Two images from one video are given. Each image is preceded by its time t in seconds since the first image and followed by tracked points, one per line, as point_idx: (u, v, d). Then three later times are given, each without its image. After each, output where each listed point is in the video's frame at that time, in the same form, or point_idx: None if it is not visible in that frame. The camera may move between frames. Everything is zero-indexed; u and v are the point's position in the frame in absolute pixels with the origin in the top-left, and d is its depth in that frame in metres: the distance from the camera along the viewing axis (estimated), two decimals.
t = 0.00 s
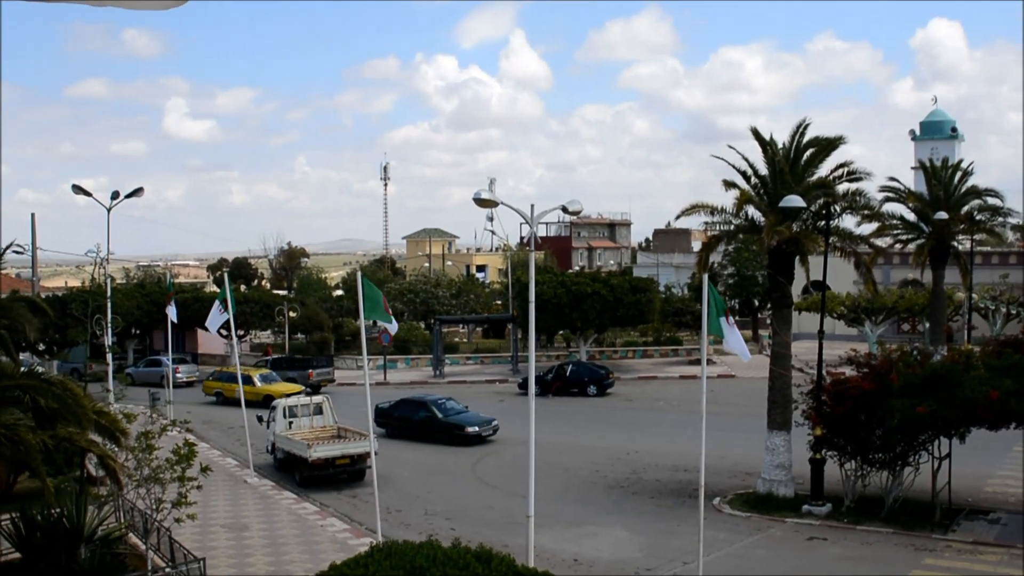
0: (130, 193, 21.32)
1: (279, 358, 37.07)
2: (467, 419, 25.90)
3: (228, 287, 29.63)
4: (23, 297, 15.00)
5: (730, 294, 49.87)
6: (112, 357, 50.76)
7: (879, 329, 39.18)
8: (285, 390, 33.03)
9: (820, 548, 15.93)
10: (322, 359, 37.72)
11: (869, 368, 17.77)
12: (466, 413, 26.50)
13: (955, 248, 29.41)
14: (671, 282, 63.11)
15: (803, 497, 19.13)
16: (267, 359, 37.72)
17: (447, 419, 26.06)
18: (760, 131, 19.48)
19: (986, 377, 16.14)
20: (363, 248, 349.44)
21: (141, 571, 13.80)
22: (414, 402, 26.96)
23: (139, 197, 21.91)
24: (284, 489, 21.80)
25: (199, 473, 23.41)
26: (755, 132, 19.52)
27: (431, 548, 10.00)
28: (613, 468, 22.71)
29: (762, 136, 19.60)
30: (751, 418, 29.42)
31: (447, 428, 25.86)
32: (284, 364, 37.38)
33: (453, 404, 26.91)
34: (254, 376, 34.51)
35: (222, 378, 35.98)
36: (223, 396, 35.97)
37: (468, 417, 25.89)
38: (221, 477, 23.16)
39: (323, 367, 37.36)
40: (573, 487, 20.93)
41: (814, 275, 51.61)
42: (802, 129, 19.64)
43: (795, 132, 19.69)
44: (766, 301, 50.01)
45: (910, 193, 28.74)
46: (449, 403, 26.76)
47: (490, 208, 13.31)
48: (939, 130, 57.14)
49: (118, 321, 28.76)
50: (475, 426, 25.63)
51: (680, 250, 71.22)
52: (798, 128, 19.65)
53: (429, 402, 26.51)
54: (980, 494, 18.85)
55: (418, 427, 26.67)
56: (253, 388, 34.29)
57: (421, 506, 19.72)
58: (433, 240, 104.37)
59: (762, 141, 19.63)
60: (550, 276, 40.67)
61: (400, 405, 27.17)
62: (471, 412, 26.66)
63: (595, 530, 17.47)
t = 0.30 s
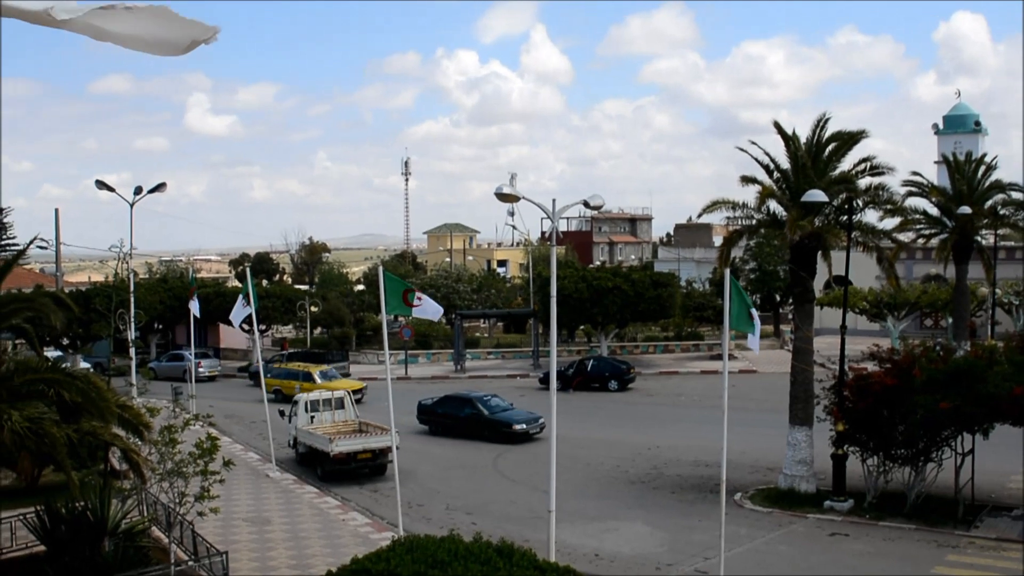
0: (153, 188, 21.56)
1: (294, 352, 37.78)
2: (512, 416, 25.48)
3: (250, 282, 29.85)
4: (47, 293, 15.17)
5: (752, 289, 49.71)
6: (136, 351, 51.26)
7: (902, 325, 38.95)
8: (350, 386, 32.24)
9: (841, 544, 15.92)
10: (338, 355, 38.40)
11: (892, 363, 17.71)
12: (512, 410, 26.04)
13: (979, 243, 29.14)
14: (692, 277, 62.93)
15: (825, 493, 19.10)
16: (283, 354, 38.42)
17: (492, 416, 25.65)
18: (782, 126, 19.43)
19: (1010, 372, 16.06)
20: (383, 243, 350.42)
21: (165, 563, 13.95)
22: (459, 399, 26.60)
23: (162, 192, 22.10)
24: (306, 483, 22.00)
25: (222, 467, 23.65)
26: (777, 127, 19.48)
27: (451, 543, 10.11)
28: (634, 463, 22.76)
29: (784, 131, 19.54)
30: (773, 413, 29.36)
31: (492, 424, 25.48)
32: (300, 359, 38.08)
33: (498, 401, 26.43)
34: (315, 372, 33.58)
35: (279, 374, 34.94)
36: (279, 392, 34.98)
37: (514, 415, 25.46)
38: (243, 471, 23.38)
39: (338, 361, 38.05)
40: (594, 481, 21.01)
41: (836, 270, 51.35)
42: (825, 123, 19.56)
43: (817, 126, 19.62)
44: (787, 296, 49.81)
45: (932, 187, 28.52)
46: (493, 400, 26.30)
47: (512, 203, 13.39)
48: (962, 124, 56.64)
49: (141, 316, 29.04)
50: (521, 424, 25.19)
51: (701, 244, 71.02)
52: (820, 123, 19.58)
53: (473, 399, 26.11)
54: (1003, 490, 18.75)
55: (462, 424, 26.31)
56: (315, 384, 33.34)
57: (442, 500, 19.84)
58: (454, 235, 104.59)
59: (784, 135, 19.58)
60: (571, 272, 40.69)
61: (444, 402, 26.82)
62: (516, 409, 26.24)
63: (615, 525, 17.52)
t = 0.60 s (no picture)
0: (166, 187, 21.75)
1: (307, 350, 37.90)
2: (548, 415, 25.28)
3: (264, 280, 30.01)
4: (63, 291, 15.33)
5: (765, 286, 49.67)
6: (151, 349, 51.61)
7: (916, 321, 38.86)
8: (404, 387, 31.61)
9: (856, 541, 15.94)
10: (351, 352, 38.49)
11: (907, 360, 17.69)
12: (545, 409, 25.86)
13: (995, 238, 29.03)
14: (706, 274, 62.88)
15: (839, 490, 19.12)
16: (297, 351, 38.55)
17: (527, 415, 25.43)
18: (796, 122, 19.42)
19: None
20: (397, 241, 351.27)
21: (179, 560, 14.07)
22: (491, 397, 26.35)
23: (175, 190, 22.26)
24: (320, 481, 22.14)
25: (237, 464, 23.83)
26: (792, 123, 19.48)
27: (465, 539, 10.21)
28: (648, 460, 22.81)
29: (798, 127, 19.54)
30: (787, 410, 29.36)
31: (528, 424, 25.28)
32: (313, 356, 38.21)
33: (531, 400, 26.26)
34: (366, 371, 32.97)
35: (328, 374, 34.32)
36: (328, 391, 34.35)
37: (549, 414, 25.27)
38: (258, 468, 23.56)
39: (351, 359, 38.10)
40: (607, 478, 21.07)
41: (850, 267, 51.24)
42: (839, 119, 19.54)
43: (832, 122, 19.60)
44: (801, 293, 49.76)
45: (947, 183, 28.41)
46: (527, 399, 26.11)
47: (527, 199, 13.45)
48: (977, 120, 56.37)
49: (155, 314, 29.29)
50: (557, 422, 25.01)
51: (715, 241, 70.94)
52: (834, 119, 19.56)
53: (506, 399, 25.91)
54: (1018, 487, 18.72)
55: (495, 423, 26.09)
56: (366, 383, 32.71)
57: (456, 497, 19.94)
58: (467, 233, 104.81)
59: (798, 132, 19.58)
60: (584, 269, 40.72)
61: (477, 401, 26.56)
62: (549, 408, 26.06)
63: (629, 522, 17.59)
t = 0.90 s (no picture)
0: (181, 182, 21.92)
1: (322, 344, 38.04)
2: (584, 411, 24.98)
3: (278, 275, 30.15)
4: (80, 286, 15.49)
5: (779, 279, 49.55)
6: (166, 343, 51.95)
7: (931, 314, 38.71)
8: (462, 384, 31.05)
9: (871, 535, 15.93)
10: (365, 347, 38.58)
11: (922, 353, 17.64)
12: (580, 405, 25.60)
13: (1011, 231, 28.92)
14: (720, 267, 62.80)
15: (854, 483, 19.09)
16: (311, 346, 38.70)
17: (562, 411, 25.16)
18: (811, 114, 19.37)
19: None
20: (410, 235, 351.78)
21: (195, 553, 14.26)
22: (525, 392, 26.08)
23: (190, 186, 22.40)
24: (336, 475, 22.28)
25: (252, 458, 23.99)
26: (807, 115, 19.43)
27: (480, 533, 10.29)
28: (662, 454, 22.83)
29: (813, 119, 19.48)
30: (802, 404, 29.33)
31: (564, 420, 24.99)
32: (328, 351, 38.33)
33: (566, 397, 26.00)
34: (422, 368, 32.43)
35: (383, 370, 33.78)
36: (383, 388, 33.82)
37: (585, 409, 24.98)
38: (273, 462, 23.72)
39: (366, 353, 38.19)
40: (622, 472, 21.12)
41: (865, 259, 51.04)
42: (854, 111, 19.49)
43: (847, 114, 19.54)
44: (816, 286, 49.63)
45: (962, 176, 28.33)
46: (562, 396, 25.85)
47: (539, 193, 13.48)
48: (992, 112, 56.01)
49: (170, 309, 29.46)
50: (594, 418, 24.70)
51: (729, 234, 70.79)
52: (850, 112, 19.50)
53: (541, 393, 25.66)
54: None
55: (528, 418, 25.79)
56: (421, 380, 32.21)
57: (470, 491, 20.03)
58: (481, 227, 104.90)
59: (813, 124, 19.53)
60: (598, 263, 40.72)
61: (511, 396, 26.25)
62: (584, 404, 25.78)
63: (644, 515, 17.63)
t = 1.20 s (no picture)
0: (192, 175, 22.00)
1: (332, 337, 38.11)
2: (610, 405, 24.73)
3: (288, 268, 30.22)
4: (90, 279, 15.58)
5: (789, 273, 49.45)
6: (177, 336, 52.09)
7: (941, 308, 38.61)
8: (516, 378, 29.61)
9: (881, 529, 15.92)
10: (375, 340, 38.63)
11: (932, 347, 17.60)
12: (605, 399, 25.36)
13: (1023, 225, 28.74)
14: (729, 261, 62.68)
15: (864, 477, 19.07)
16: (321, 339, 38.77)
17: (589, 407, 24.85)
18: (822, 108, 19.32)
19: None
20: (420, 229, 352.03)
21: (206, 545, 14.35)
22: (550, 386, 25.73)
23: (200, 179, 22.47)
24: (346, 467, 22.36)
25: (262, 451, 24.08)
26: (817, 109, 19.38)
27: (490, 525, 10.34)
28: (672, 447, 22.83)
29: (824, 113, 19.43)
30: (812, 397, 29.28)
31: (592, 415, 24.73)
32: (338, 344, 38.40)
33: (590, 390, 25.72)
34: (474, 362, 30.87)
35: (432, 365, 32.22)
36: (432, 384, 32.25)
37: (611, 404, 24.74)
38: (283, 455, 23.81)
39: (376, 346, 38.23)
40: (632, 465, 21.13)
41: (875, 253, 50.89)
42: (865, 105, 19.43)
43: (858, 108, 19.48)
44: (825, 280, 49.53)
45: (973, 169, 28.12)
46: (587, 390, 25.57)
47: (549, 186, 13.48)
48: (1003, 106, 55.72)
49: (181, 302, 29.52)
50: (620, 413, 24.52)
51: (739, 228, 70.65)
52: (861, 105, 19.44)
53: (566, 388, 25.37)
54: None
55: (544, 412, 25.70)
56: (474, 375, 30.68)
57: (480, 484, 20.10)
58: (491, 221, 104.93)
59: (824, 117, 19.48)
60: (607, 256, 40.69)
61: (534, 390, 25.98)
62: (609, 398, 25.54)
63: (653, 509, 17.65)
